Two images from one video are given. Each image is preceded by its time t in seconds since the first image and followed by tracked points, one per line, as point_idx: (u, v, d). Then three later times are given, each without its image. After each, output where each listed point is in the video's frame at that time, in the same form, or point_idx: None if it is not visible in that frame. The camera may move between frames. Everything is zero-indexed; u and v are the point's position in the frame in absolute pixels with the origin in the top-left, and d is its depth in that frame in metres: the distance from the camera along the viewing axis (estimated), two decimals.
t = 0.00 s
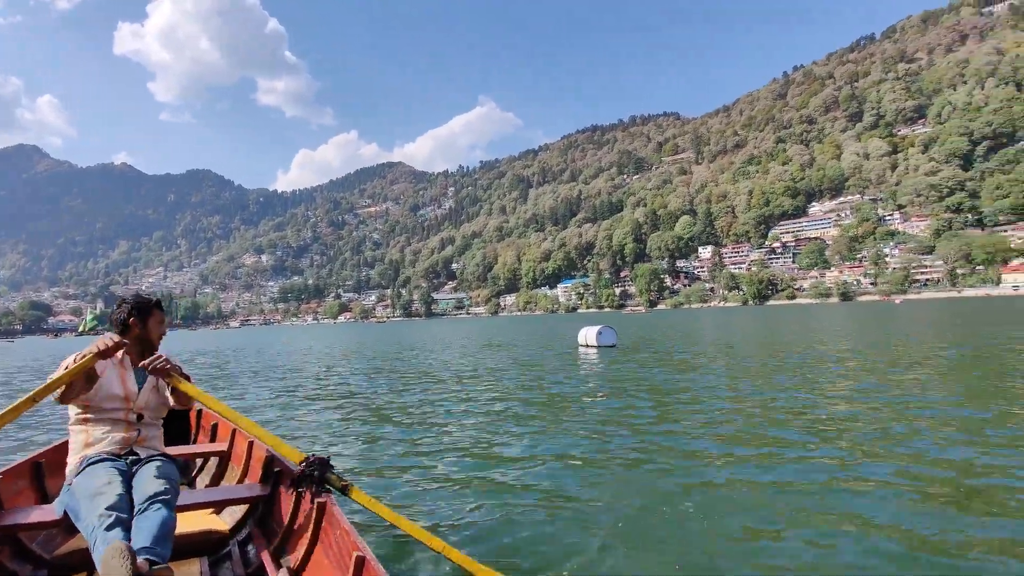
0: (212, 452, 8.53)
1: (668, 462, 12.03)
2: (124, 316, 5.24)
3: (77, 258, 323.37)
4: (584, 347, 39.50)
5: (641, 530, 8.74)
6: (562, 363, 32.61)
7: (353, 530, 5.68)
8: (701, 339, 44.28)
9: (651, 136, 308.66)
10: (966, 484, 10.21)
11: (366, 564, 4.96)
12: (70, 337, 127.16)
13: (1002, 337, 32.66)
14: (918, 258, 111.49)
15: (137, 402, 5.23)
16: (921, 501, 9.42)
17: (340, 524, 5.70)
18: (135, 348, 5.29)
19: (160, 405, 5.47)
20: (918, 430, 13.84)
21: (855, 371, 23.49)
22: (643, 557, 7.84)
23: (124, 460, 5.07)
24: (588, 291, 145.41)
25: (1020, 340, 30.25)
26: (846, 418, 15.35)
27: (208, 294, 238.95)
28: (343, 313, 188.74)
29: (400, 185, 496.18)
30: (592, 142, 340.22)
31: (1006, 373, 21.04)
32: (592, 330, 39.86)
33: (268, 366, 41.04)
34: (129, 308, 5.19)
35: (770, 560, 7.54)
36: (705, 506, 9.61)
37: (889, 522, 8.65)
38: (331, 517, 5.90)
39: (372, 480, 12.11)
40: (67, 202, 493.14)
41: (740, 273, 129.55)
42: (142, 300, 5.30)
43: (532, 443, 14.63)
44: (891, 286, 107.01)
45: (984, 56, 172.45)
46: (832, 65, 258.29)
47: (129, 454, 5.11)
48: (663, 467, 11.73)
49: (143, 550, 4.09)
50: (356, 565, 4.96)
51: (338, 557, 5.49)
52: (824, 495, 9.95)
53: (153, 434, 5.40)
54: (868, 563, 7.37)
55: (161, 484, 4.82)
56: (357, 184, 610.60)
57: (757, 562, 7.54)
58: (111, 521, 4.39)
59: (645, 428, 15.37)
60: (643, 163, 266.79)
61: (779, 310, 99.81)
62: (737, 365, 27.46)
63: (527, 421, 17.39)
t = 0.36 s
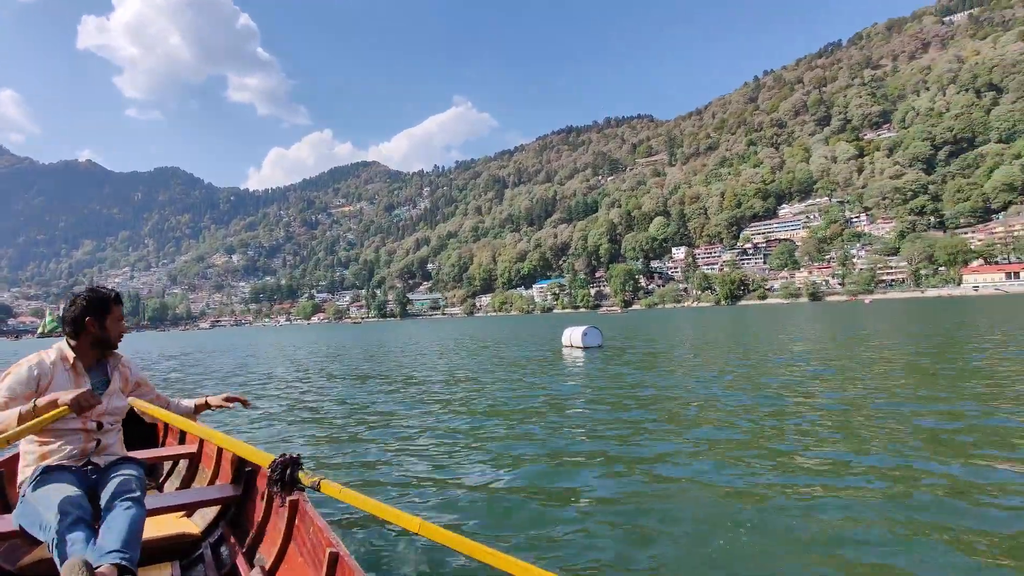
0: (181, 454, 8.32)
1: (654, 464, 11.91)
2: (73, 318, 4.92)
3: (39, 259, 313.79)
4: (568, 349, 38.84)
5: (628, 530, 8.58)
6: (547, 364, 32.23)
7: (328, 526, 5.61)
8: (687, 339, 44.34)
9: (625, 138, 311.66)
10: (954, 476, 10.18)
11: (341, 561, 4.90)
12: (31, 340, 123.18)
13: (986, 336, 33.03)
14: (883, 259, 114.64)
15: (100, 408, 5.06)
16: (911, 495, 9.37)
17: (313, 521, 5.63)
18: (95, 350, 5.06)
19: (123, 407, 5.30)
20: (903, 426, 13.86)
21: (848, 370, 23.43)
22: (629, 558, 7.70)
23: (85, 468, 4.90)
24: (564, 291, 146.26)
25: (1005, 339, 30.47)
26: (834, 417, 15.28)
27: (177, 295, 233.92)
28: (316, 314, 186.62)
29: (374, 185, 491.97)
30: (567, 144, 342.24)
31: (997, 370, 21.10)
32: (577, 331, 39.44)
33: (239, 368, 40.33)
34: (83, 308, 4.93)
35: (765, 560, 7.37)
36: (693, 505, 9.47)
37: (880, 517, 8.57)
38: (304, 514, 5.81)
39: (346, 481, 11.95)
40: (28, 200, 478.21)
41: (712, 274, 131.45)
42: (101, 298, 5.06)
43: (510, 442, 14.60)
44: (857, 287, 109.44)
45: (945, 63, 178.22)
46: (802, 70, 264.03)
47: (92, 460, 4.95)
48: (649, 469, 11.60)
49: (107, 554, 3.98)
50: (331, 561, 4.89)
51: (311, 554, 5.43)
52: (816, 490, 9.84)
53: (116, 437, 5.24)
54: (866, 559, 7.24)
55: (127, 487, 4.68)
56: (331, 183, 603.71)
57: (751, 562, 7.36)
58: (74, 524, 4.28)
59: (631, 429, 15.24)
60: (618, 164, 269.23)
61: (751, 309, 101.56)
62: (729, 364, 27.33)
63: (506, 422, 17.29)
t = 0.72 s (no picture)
0: (164, 456, 8.18)
1: (651, 469, 11.79)
2: (46, 325, 4.71)
3: (13, 258, 307.34)
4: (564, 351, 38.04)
5: (624, 538, 8.40)
6: (545, 366, 31.74)
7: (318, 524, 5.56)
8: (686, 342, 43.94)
9: (610, 141, 313.59)
10: (954, 482, 10.15)
11: (332, 559, 4.84)
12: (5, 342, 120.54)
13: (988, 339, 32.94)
14: (863, 263, 116.37)
15: (79, 420, 4.91)
16: (908, 502, 9.32)
17: (302, 521, 5.56)
18: (74, 357, 4.87)
19: (107, 411, 5.19)
20: (902, 431, 13.87)
21: (859, 373, 23.09)
22: (623, 562, 7.59)
23: (67, 475, 4.77)
24: (548, 293, 146.63)
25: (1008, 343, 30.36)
26: (834, 421, 15.18)
27: (156, 295, 230.46)
28: (299, 315, 185.04)
29: (358, 185, 489.08)
30: (553, 146, 343.38)
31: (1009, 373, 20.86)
32: (574, 333, 38.64)
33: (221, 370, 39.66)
34: (62, 312, 4.74)
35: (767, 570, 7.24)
36: (693, 511, 9.32)
37: (879, 524, 8.48)
38: (293, 515, 5.73)
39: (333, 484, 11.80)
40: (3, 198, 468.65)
41: (696, 277, 132.52)
42: (81, 302, 4.90)
43: (500, 445, 14.50)
44: (837, 290, 110.85)
45: (923, 72, 181.98)
46: (784, 76, 267.58)
47: (73, 465, 4.81)
48: (644, 474, 11.48)
49: (91, 562, 3.88)
50: (320, 559, 4.85)
51: (300, 555, 5.38)
52: (815, 497, 9.77)
53: (99, 444, 5.10)
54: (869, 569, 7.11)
55: (108, 494, 4.56)
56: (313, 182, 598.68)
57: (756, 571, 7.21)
58: (53, 533, 4.14)
59: (627, 433, 15.11)
60: (603, 167, 270.71)
61: (734, 312, 102.29)
62: (734, 368, 27.00)
63: (496, 424, 17.12)
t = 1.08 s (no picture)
0: (146, 462, 8.10)
1: (643, 470, 11.80)
2: (16, 334, 4.61)
3: None
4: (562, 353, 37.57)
5: (614, 537, 8.38)
6: (544, 368, 31.65)
7: (303, 529, 5.49)
8: (683, 343, 44.07)
9: (598, 144, 314.92)
10: (945, 481, 10.18)
11: (315, 566, 4.81)
12: None
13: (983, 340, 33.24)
14: (849, 266, 117.59)
15: (58, 427, 4.84)
16: (897, 499, 9.37)
17: (286, 527, 5.50)
18: (52, 363, 4.82)
19: (87, 416, 5.10)
20: (896, 432, 13.91)
21: (850, 374, 23.30)
22: (611, 561, 7.57)
23: (45, 481, 4.69)
24: (537, 295, 146.67)
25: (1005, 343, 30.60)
26: (829, 423, 15.24)
27: (140, 298, 227.64)
28: (286, 318, 183.59)
29: (346, 187, 486.74)
30: (541, 148, 344.30)
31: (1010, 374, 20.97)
32: (573, 335, 38.21)
33: (207, 372, 39.24)
34: (36, 316, 4.63)
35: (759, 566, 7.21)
36: (689, 508, 9.39)
37: (869, 520, 8.51)
38: (278, 521, 5.67)
39: (319, 487, 11.72)
40: None
41: (684, 279, 133.06)
42: (59, 309, 4.80)
43: (489, 447, 14.50)
44: (823, 292, 111.75)
45: (906, 76, 184.64)
46: (770, 80, 270.49)
47: (50, 472, 4.73)
48: (636, 474, 11.47)
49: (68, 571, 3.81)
50: (303, 567, 4.79)
51: (284, 561, 5.33)
52: (806, 494, 9.78)
53: (79, 451, 5.04)
54: (859, 563, 7.12)
55: (90, 501, 4.53)
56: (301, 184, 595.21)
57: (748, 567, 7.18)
58: (31, 541, 4.07)
59: (622, 434, 15.13)
60: (591, 169, 271.66)
61: (722, 314, 102.79)
62: (735, 369, 27.01)
63: (488, 425, 17.11)
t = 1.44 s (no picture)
0: (134, 465, 8.00)
1: (636, 469, 11.82)
2: (6, 333, 4.54)
3: None
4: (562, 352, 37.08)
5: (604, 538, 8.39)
6: (541, 367, 31.62)
7: (293, 531, 5.44)
8: (677, 342, 44.22)
9: (590, 144, 315.62)
10: (935, 480, 10.23)
11: (306, 567, 4.79)
12: None
13: (976, 337, 33.55)
14: (839, 265, 118.50)
15: (48, 430, 4.76)
16: (888, 500, 9.39)
17: (275, 531, 5.47)
18: (43, 366, 4.74)
19: (78, 419, 5.04)
20: (888, 431, 13.99)
21: (843, 373, 23.26)
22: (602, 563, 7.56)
23: (35, 484, 4.64)
24: (530, 296, 146.73)
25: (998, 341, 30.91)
26: (822, 421, 15.32)
27: (130, 300, 225.84)
28: (277, 319, 182.63)
29: (338, 188, 485.31)
30: (533, 149, 344.48)
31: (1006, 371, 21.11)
32: (579, 335, 37.27)
33: (197, 373, 38.95)
34: (30, 318, 4.58)
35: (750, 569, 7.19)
36: (682, 510, 9.42)
37: (861, 522, 8.52)
38: (269, 526, 5.62)
39: (310, 487, 11.65)
40: None
41: (676, 279, 133.48)
42: (52, 307, 4.74)
43: (480, 448, 14.47)
44: (815, 291, 112.53)
45: (894, 77, 186.41)
46: (761, 80, 271.99)
47: (39, 476, 4.66)
48: (627, 473, 11.49)
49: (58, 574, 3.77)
50: (294, 569, 4.77)
51: (273, 564, 5.30)
52: (796, 496, 9.82)
53: (69, 452, 4.98)
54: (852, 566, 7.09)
55: (79, 504, 4.46)
56: (292, 184, 592.45)
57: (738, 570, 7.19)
58: (18, 544, 4.03)
59: (616, 433, 15.17)
60: (583, 170, 272.19)
61: (714, 313, 103.19)
62: (732, 368, 27.02)
63: (481, 427, 17.04)
